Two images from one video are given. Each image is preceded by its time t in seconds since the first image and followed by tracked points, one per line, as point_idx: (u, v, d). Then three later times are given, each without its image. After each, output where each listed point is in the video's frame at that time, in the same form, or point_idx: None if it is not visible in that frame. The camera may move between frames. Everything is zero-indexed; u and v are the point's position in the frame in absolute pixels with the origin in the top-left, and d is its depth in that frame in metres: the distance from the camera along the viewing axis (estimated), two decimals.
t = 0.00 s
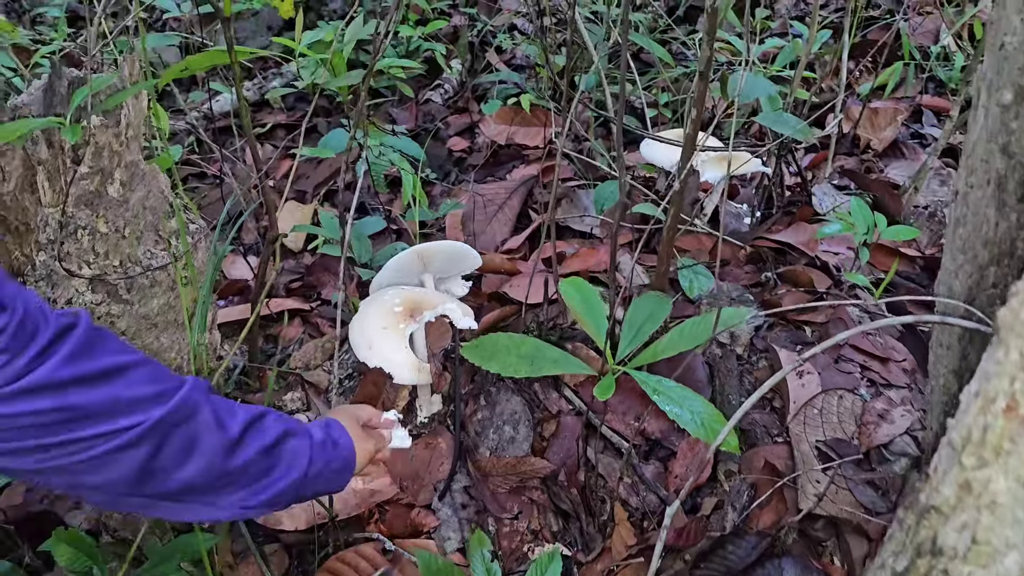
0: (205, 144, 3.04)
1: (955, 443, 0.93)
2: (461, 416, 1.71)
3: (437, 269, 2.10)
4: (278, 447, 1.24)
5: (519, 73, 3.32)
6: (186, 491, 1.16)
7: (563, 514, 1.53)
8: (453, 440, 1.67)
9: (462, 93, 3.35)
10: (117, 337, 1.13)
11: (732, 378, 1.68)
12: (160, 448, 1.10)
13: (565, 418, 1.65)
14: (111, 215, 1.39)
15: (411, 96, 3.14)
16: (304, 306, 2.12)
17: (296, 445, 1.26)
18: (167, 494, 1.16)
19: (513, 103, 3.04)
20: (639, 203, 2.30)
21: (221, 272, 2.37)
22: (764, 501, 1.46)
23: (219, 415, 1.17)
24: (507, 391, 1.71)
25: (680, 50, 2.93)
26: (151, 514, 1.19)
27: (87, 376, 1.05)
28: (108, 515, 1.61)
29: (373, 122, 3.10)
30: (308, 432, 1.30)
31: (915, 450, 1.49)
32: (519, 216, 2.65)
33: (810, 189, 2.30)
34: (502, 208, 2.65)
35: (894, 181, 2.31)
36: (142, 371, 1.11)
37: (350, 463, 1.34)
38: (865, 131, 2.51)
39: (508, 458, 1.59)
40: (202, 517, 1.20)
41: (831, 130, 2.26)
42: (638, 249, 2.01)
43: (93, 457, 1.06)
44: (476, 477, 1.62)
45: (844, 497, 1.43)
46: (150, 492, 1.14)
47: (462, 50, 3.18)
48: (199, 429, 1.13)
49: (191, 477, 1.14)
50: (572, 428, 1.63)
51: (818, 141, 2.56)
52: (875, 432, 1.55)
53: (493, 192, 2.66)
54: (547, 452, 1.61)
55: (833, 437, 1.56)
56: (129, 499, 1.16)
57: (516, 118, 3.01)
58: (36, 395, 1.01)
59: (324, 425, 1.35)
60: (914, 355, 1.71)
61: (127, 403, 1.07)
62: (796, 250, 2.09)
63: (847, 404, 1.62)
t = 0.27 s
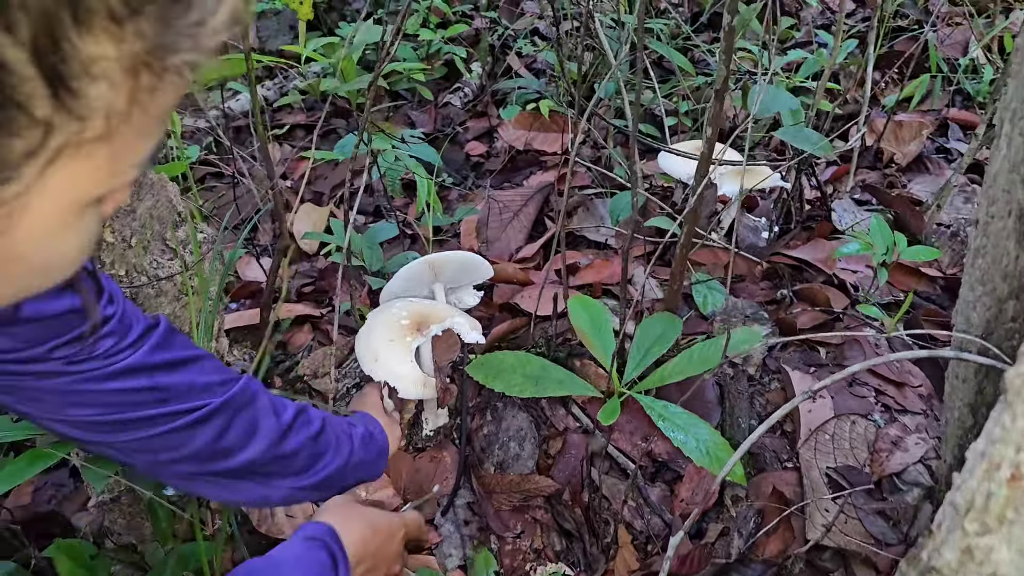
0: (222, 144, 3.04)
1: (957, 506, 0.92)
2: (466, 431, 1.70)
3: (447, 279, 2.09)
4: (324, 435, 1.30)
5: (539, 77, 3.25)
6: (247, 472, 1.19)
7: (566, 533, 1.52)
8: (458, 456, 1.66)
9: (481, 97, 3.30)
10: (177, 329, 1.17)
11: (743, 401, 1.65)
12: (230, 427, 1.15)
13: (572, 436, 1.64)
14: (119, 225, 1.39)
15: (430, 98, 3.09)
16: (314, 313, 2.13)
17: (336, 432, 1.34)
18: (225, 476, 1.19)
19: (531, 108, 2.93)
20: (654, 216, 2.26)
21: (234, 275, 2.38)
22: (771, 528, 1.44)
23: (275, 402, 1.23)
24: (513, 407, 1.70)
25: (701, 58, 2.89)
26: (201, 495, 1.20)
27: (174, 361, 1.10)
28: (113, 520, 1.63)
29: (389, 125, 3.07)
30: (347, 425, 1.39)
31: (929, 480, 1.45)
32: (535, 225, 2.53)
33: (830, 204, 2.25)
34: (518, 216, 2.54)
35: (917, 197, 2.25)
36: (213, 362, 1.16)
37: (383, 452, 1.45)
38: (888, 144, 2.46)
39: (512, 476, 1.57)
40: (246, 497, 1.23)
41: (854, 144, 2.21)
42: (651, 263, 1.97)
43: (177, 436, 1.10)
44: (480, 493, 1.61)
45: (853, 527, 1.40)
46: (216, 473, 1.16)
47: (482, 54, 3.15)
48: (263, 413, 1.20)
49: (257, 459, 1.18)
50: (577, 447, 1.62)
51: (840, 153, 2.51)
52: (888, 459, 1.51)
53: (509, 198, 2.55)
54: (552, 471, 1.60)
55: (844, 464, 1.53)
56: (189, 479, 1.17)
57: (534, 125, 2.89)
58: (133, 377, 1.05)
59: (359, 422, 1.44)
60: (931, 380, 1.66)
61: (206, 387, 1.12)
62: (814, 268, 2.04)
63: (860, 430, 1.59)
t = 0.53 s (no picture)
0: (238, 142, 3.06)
1: (961, 535, 1.01)
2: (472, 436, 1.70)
3: (457, 282, 2.09)
4: (315, 398, 1.49)
5: (556, 78, 3.22)
6: (241, 429, 1.43)
7: (570, 542, 1.51)
8: (464, 461, 1.66)
9: (498, 98, 3.27)
10: (182, 311, 1.40)
11: (752, 412, 1.63)
12: (224, 388, 1.38)
13: (578, 444, 1.64)
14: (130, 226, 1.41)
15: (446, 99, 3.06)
16: (324, 313, 2.16)
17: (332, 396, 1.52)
18: (224, 432, 1.42)
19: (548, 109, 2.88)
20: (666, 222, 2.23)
21: (248, 274, 2.40)
22: (776, 543, 1.42)
23: (264, 368, 1.44)
24: (520, 413, 1.70)
25: (720, 61, 2.86)
26: (205, 450, 1.45)
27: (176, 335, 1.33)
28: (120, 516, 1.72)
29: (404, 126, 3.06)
30: (339, 391, 1.54)
31: (939, 497, 1.43)
32: (547, 227, 2.50)
33: (847, 212, 2.22)
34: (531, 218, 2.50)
35: (935, 207, 2.22)
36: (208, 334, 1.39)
37: (375, 416, 1.60)
38: (908, 151, 2.42)
39: (517, 482, 1.57)
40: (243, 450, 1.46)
41: (872, 151, 2.17)
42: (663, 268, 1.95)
43: (178, 397, 1.35)
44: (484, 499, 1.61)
45: (861, 543, 1.39)
46: (211, 430, 1.40)
47: (499, 54, 3.13)
48: (253, 376, 1.42)
49: (245, 417, 1.42)
50: (583, 455, 1.62)
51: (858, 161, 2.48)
52: (897, 475, 1.48)
53: (522, 202, 2.51)
54: (556, 478, 1.60)
55: (853, 479, 1.51)
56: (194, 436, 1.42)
57: (550, 127, 2.84)
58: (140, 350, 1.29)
59: (351, 387, 1.60)
60: (944, 395, 1.64)
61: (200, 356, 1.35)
62: (828, 277, 2.01)
63: (870, 444, 1.56)
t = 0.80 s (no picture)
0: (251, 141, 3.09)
1: (964, 548, 1.02)
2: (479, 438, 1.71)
3: (467, 283, 2.09)
4: (334, 392, 1.53)
5: (570, 80, 3.21)
6: (263, 423, 1.47)
7: (575, 546, 1.51)
8: (471, 462, 1.67)
9: (511, 100, 3.26)
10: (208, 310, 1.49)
11: (760, 419, 1.62)
12: (244, 380, 1.45)
13: (585, 448, 1.65)
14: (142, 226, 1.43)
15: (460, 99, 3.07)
16: (334, 313, 2.18)
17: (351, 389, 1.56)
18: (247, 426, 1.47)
19: (561, 111, 2.89)
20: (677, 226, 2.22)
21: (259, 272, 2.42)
22: (783, 550, 1.42)
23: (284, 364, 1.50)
24: (527, 417, 1.70)
25: (734, 65, 2.84)
26: (228, 446, 1.49)
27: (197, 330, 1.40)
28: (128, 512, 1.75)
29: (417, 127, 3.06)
30: (356, 385, 1.58)
31: (949, 506, 1.41)
32: (559, 229, 2.50)
33: (861, 218, 2.21)
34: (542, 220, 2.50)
35: (950, 214, 2.20)
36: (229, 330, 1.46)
37: (393, 411, 1.62)
38: (924, 157, 2.40)
39: (523, 485, 1.57)
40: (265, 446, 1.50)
41: (887, 157, 2.15)
42: (673, 272, 1.94)
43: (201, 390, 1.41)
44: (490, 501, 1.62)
45: (869, 553, 1.38)
46: (233, 423, 1.45)
47: (512, 56, 3.13)
48: (272, 369, 1.47)
49: (265, 410, 1.46)
50: (590, 459, 1.63)
51: (873, 166, 2.46)
52: (907, 484, 1.47)
53: (534, 204, 2.51)
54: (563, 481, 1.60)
55: (862, 487, 1.50)
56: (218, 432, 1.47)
57: (563, 129, 2.85)
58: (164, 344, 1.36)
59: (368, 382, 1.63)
60: (957, 404, 1.62)
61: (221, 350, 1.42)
62: (840, 283, 2.00)
63: (880, 452, 1.56)
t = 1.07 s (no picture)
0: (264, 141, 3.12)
1: (964, 555, 1.01)
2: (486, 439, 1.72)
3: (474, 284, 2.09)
4: (334, 393, 1.55)
5: (581, 82, 3.21)
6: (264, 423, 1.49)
7: (581, 547, 1.52)
8: (477, 463, 1.68)
9: (522, 101, 3.26)
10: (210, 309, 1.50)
11: (767, 422, 1.62)
12: (244, 380, 1.46)
13: (591, 449, 1.66)
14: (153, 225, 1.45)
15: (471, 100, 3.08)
16: (342, 313, 2.20)
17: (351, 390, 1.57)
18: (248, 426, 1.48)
19: (571, 113, 2.89)
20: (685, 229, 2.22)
21: (269, 272, 2.44)
22: (789, 555, 1.42)
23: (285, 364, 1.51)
24: (534, 418, 1.71)
25: (746, 67, 2.84)
26: (228, 443, 1.51)
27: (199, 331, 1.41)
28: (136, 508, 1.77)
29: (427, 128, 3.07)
30: (356, 387, 1.59)
31: (956, 512, 1.40)
32: (568, 230, 2.51)
33: (871, 221, 2.20)
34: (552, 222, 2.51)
35: (962, 218, 2.19)
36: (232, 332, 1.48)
37: (391, 413, 1.63)
38: (936, 161, 2.39)
39: (529, 486, 1.58)
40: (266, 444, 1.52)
41: (898, 160, 2.14)
42: (680, 275, 1.94)
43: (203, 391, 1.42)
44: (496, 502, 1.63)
45: (876, 558, 1.38)
46: (233, 423, 1.47)
47: (523, 57, 3.13)
48: (272, 370, 1.49)
49: (264, 410, 1.48)
50: (596, 461, 1.63)
51: (884, 169, 2.45)
52: (914, 489, 1.47)
53: (543, 206, 2.52)
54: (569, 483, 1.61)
55: (869, 492, 1.49)
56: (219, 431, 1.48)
57: (574, 130, 2.86)
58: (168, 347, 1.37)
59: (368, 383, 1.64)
60: (965, 409, 1.62)
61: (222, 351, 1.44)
62: (849, 287, 1.99)
63: (888, 456, 1.54)
